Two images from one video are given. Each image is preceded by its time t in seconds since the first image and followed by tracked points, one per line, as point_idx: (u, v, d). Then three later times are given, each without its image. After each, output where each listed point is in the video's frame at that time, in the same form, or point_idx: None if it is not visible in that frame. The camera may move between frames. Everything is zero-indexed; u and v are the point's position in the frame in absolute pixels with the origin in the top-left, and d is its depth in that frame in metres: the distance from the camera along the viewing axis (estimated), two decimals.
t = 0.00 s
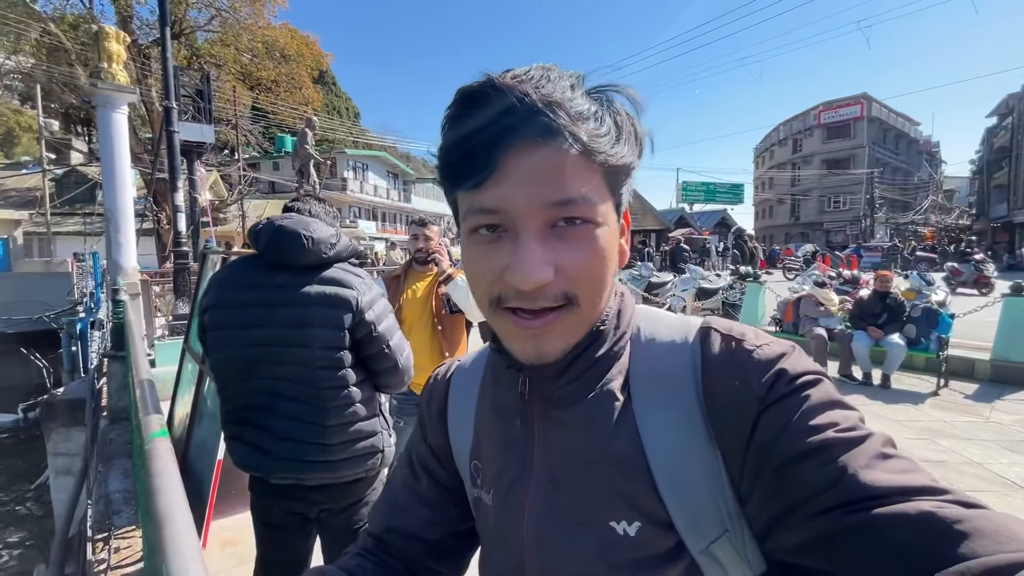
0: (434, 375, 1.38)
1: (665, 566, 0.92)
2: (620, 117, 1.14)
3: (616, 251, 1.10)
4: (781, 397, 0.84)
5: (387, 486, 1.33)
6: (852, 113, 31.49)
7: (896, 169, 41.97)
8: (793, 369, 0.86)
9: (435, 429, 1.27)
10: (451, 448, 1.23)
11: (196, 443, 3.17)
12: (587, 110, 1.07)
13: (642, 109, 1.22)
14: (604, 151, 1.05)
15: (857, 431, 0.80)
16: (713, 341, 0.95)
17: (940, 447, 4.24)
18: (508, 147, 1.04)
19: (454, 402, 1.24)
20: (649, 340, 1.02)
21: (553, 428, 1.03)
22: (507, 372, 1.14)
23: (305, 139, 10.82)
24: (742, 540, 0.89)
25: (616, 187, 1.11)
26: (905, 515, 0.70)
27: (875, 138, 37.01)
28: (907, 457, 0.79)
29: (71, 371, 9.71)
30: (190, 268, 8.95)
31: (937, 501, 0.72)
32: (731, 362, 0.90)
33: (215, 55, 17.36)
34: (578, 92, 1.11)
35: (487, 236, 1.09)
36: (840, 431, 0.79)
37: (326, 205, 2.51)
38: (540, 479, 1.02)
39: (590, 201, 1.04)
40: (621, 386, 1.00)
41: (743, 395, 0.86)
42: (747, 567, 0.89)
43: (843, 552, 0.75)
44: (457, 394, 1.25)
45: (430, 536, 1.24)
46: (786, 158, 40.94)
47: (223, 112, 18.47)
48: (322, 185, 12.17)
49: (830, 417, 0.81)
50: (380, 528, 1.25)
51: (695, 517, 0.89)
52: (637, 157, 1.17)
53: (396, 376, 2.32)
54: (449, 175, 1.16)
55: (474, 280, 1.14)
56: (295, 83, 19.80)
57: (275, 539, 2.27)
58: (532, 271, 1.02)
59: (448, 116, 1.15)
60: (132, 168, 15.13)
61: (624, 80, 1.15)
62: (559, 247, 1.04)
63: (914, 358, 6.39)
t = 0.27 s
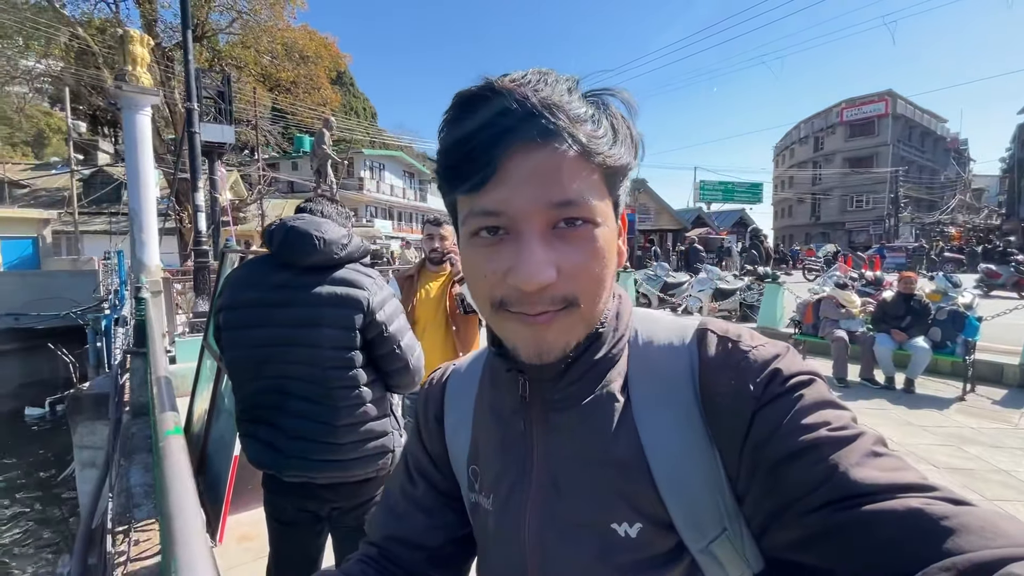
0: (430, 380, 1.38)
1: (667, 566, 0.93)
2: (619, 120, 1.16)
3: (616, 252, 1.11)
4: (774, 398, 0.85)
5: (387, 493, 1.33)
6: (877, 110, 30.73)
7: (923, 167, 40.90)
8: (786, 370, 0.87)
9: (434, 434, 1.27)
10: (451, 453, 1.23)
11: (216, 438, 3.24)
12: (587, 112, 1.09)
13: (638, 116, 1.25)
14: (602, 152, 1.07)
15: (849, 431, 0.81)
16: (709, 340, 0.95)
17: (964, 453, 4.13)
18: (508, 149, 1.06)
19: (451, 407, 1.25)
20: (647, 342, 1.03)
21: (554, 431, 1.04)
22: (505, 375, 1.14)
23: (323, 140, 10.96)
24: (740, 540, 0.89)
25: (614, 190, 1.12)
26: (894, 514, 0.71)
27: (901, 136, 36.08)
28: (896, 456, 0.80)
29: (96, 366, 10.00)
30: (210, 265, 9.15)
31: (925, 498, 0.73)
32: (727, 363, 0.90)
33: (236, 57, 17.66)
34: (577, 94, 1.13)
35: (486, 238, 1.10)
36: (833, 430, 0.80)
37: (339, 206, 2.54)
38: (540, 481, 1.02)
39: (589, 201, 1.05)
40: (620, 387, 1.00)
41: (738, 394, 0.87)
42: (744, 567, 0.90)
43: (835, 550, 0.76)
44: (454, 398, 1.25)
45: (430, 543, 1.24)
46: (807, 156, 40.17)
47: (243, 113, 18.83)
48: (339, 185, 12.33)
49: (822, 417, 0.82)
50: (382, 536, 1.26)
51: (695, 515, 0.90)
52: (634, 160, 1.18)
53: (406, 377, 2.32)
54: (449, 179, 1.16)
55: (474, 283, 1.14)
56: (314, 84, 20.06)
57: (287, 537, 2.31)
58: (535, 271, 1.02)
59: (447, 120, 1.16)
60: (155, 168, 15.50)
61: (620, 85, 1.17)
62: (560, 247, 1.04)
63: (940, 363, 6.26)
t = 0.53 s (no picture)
0: (436, 380, 1.38)
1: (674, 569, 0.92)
2: (629, 120, 1.14)
3: (622, 253, 1.10)
4: (781, 402, 0.84)
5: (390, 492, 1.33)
6: (898, 107, 30.11)
7: (946, 166, 39.97)
8: (795, 376, 0.86)
9: (440, 434, 1.27)
10: (456, 452, 1.23)
11: (229, 435, 3.28)
12: (595, 108, 1.08)
13: (651, 115, 1.23)
14: (608, 151, 1.05)
15: (856, 437, 0.80)
16: (718, 344, 0.94)
17: (984, 460, 4.04)
18: (515, 148, 1.06)
19: (457, 407, 1.24)
20: (653, 344, 1.02)
21: (559, 433, 1.03)
22: (512, 373, 1.13)
23: (337, 140, 11.06)
24: (746, 546, 0.88)
25: (623, 189, 1.10)
26: (899, 521, 0.71)
27: (922, 134, 35.34)
28: (903, 462, 0.79)
29: (115, 363, 10.22)
30: (225, 263, 9.30)
31: (929, 505, 0.73)
32: (736, 368, 0.89)
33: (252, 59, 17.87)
34: (587, 91, 1.13)
35: (491, 236, 1.10)
36: (840, 435, 0.79)
37: (350, 206, 2.56)
38: (546, 483, 1.01)
39: (594, 199, 1.04)
40: (630, 390, 0.99)
41: (745, 397, 0.86)
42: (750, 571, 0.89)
43: (839, 556, 0.76)
44: (461, 398, 1.25)
45: (434, 544, 1.24)
46: (825, 155, 39.55)
47: (259, 113, 19.10)
48: (352, 184, 12.44)
49: (830, 422, 0.81)
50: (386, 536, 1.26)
51: (702, 519, 0.89)
52: (646, 160, 1.17)
53: (415, 377, 2.33)
54: (458, 177, 1.17)
55: (481, 281, 1.14)
56: (328, 85, 20.27)
57: (296, 534, 2.33)
58: (535, 270, 1.02)
59: (456, 119, 1.16)
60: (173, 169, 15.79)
61: (631, 84, 1.16)
62: (564, 246, 1.03)
63: (962, 367, 6.13)
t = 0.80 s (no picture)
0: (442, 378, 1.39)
1: (678, 567, 0.91)
2: (621, 113, 1.14)
3: (619, 248, 1.09)
4: (786, 401, 0.83)
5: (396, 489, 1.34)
6: (913, 107, 29.68)
7: (963, 166, 39.31)
8: (801, 375, 0.85)
9: (445, 431, 1.27)
10: (461, 449, 1.23)
11: (239, 432, 3.32)
12: (581, 100, 1.08)
13: (645, 111, 1.22)
14: (596, 144, 1.05)
15: (864, 437, 0.79)
16: (723, 343, 0.93)
17: (1001, 465, 3.97)
18: (510, 143, 1.07)
19: (462, 405, 1.24)
20: (653, 342, 1.01)
21: (559, 429, 1.02)
22: (513, 371, 1.13)
23: (347, 140, 11.14)
24: (751, 545, 0.87)
25: (619, 182, 1.10)
26: (909, 522, 0.70)
27: (937, 133, 34.83)
28: (912, 462, 0.78)
29: (129, 360, 10.36)
30: (236, 262, 9.39)
31: (938, 505, 0.72)
32: (739, 367, 0.88)
33: (265, 60, 18.00)
34: (575, 86, 1.13)
35: (488, 229, 1.11)
36: (846, 435, 0.78)
37: (358, 205, 2.57)
38: (548, 479, 1.01)
39: (586, 193, 1.04)
40: (633, 388, 0.98)
41: (749, 396, 0.85)
42: (754, 571, 0.88)
43: (844, 555, 0.75)
44: (466, 396, 1.25)
45: (439, 542, 1.24)
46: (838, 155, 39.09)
47: (271, 114, 19.29)
48: (361, 184, 12.51)
49: (837, 421, 0.80)
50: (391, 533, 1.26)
51: (705, 518, 0.87)
52: (638, 153, 1.16)
53: (421, 377, 2.33)
54: (457, 175, 1.18)
55: (479, 276, 1.15)
56: (339, 85, 20.42)
57: (304, 531, 2.35)
58: (520, 260, 1.02)
59: (454, 118, 1.17)
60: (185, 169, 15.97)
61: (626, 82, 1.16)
62: (556, 239, 1.03)
63: (978, 370, 6.02)
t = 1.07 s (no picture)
0: (451, 376, 1.39)
1: (682, 569, 0.90)
2: (622, 114, 1.14)
3: (623, 248, 1.09)
4: (795, 405, 0.82)
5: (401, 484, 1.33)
6: (924, 107, 29.37)
7: (974, 167, 38.91)
8: (811, 380, 0.84)
9: (452, 428, 1.28)
10: (466, 448, 1.23)
11: (246, 430, 3.34)
12: (580, 101, 1.08)
13: (648, 111, 1.22)
14: (597, 144, 1.05)
15: (876, 443, 0.78)
16: (730, 346, 0.92)
17: (1012, 469, 3.93)
18: (513, 143, 1.07)
19: (470, 403, 1.25)
20: (658, 344, 1.00)
21: (563, 430, 1.02)
22: (517, 370, 1.13)
23: (354, 140, 11.20)
24: (758, 550, 0.87)
25: (622, 182, 1.09)
26: (921, 529, 0.69)
27: (948, 134, 34.46)
28: (925, 469, 0.77)
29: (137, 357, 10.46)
30: (244, 261, 9.46)
31: (954, 513, 0.71)
32: (747, 369, 0.87)
33: (273, 60, 18.12)
34: (575, 87, 1.14)
35: (489, 229, 1.12)
36: (857, 441, 0.78)
37: (365, 206, 2.58)
38: (552, 478, 1.01)
39: (587, 192, 1.04)
40: (637, 390, 0.98)
41: (757, 400, 0.84)
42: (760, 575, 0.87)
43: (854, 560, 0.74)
44: (473, 396, 1.25)
45: (443, 536, 1.25)
46: (847, 156, 38.81)
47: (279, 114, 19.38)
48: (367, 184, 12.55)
49: (847, 427, 0.79)
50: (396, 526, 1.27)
51: (711, 522, 0.87)
52: (640, 152, 1.16)
53: (426, 378, 2.33)
54: (464, 176, 1.19)
55: (482, 274, 1.15)
56: (346, 85, 20.53)
57: (310, 529, 2.36)
58: (519, 258, 1.02)
59: (460, 118, 1.18)
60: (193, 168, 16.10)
61: (630, 87, 1.16)
62: (557, 239, 1.03)
63: (988, 373, 5.95)
